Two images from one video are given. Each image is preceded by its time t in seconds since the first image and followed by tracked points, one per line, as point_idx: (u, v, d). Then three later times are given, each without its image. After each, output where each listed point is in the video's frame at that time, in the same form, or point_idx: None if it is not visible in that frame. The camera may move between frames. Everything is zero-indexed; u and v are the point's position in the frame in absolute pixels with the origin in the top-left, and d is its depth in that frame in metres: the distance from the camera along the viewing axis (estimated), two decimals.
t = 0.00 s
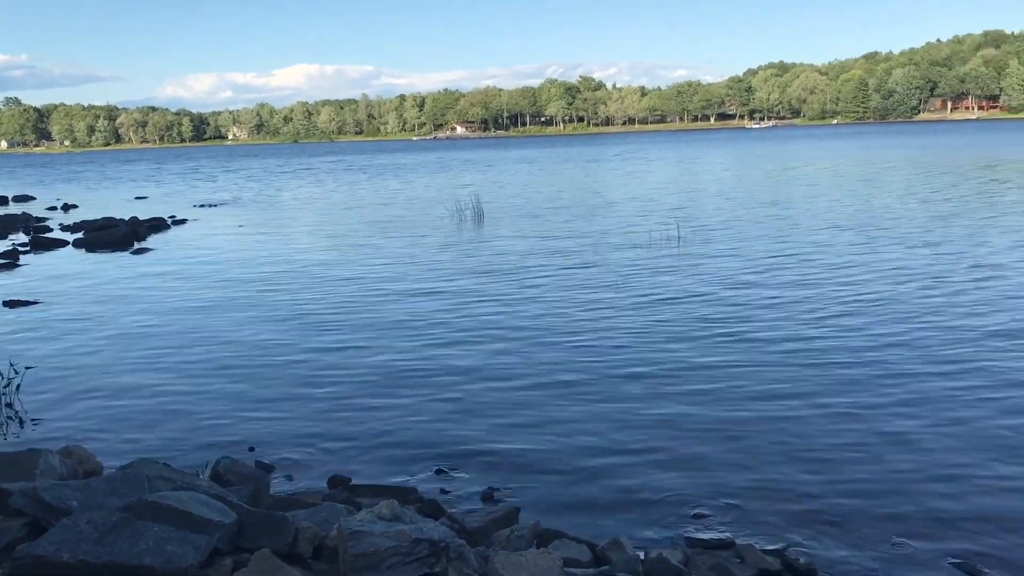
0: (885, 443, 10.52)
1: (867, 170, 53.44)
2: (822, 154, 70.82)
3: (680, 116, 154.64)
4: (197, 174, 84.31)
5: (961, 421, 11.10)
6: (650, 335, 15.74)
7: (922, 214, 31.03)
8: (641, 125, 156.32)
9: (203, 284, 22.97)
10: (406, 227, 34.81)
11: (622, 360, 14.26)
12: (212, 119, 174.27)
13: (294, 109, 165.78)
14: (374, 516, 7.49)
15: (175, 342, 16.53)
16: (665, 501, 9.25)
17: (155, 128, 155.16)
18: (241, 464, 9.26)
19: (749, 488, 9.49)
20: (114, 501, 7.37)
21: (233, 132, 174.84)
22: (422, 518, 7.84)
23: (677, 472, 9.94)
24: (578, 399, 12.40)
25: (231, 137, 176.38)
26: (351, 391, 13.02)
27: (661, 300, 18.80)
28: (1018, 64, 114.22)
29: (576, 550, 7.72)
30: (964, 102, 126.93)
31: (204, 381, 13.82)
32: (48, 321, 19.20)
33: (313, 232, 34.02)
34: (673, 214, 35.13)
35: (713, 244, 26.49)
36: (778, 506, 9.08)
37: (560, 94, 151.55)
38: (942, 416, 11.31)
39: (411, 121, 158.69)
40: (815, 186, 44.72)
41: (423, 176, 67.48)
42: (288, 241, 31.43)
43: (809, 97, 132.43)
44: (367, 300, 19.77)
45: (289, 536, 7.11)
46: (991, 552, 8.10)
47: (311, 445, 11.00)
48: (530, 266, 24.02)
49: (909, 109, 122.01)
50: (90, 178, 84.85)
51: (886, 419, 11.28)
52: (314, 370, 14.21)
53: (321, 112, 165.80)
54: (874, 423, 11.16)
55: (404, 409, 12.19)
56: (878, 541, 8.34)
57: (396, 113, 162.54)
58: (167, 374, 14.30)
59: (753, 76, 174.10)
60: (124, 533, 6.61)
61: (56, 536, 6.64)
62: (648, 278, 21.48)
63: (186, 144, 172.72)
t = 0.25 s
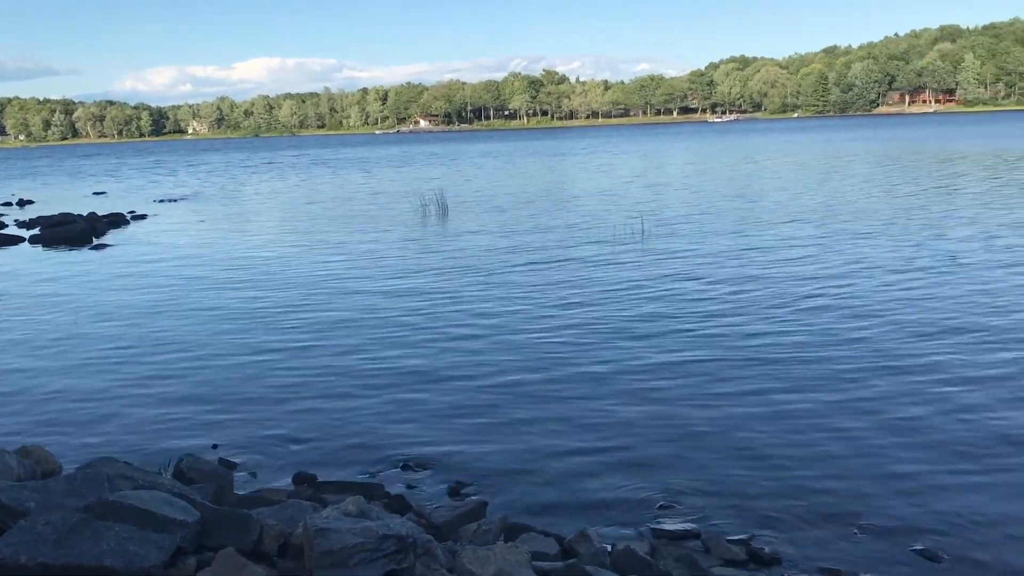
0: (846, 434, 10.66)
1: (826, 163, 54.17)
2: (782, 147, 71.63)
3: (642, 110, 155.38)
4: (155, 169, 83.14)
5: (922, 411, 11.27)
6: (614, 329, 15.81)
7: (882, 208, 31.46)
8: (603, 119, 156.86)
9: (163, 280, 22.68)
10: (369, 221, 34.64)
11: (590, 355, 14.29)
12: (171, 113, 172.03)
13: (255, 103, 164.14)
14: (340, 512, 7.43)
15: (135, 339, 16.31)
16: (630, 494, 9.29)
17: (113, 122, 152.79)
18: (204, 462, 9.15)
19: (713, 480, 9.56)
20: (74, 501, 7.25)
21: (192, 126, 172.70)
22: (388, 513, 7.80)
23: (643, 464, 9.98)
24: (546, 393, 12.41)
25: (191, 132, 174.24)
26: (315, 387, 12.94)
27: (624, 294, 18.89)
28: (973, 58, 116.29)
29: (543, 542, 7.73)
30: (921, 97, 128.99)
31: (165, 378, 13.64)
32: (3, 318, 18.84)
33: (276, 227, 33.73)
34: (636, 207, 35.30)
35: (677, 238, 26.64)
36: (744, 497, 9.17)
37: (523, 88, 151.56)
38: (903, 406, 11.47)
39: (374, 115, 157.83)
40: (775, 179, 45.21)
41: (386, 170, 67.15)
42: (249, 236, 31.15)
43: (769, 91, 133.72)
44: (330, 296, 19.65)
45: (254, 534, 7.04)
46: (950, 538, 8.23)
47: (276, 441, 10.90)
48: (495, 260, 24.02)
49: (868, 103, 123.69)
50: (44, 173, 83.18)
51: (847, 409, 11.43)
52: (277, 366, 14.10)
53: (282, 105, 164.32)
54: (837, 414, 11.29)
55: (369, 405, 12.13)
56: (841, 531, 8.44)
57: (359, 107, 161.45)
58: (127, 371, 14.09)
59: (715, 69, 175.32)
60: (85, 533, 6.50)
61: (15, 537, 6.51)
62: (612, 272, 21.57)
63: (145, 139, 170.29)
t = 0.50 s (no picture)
0: (802, 423, 10.79)
1: (780, 155, 54.86)
2: (738, 140, 72.37)
3: (599, 103, 155.96)
4: (106, 163, 81.70)
5: (877, 400, 11.44)
6: (573, 322, 15.85)
7: (836, 199, 31.97)
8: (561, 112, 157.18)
9: (115, 276, 22.28)
10: (326, 215, 34.36)
11: (550, 348, 14.32)
12: (122, 106, 169.10)
13: (208, 96, 161.94)
14: (300, 510, 7.35)
15: (87, 336, 16.01)
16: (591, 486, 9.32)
17: (62, 115, 149.80)
18: (160, 461, 9.00)
19: (673, 470, 9.62)
20: (27, 503, 7.09)
21: (144, 120, 169.93)
22: (349, 509, 7.73)
23: (604, 456, 10.01)
24: (507, 386, 12.40)
25: (143, 125, 171.45)
26: (272, 383, 12.80)
27: (583, 287, 18.95)
28: (923, 52, 118.47)
29: (505, 535, 7.72)
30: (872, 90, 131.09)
31: (119, 376, 13.41)
32: None
33: (231, 221, 33.34)
34: (594, 201, 35.43)
35: (636, 231, 26.81)
36: (704, 486, 9.23)
37: (480, 81, 151.29)
38: (858, 395, 11.63)
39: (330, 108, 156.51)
40: (731, 172, 45.66)
41: (342, 163, 66.64)
42: (204, 231, 30.73)
43: (724, 84, 134.97)
44: (287, 291, 19.46)
45: (213, 532, 6.94)
46: (905, 524, 8.37)
47: (233, 438, 10.76)
48: (453, 254, 23.95)
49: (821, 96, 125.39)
50: None
51: (803, 398, 11.57)
52: (233, 362, 13.93)
53: (236, 98, 162.32)
54: (793, 404, 11.42)
55: (328, 400, 12.03)
56: (799, 518, 8.54)
57: (315, 100, 160.28)
58: (79, 369, 13.83)
59: (671, 63, 176.74)
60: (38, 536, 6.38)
61: None
62: (571, 266, 21.62)
63: (95, 132, 167.24)
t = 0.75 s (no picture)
0: (771, 416, 10.87)
1: (747, 149, 55.28)
2: (705, 134, 72.81)
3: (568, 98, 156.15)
4: (69, 159, 80.51)
5: (844, 392, 11.55)
6: (543, 316, 15.86)
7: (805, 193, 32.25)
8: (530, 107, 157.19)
9: (79, 274, 21.95)
10: (294, 211, 34.09)
11: (523, 343, 14.31)
12: (84, 101, 166.68)
13: (173, 90, 160.12)
14: (272, 508, 7.28)
15: (51, 335, 15.76)
16: (564, 480, 9.32)
17: (23, 111, 147.38)
18: (127, 460, 8.88)
19: (645, 463, 9.65)
20: None
21: (108, 115, 167.69)
22: (321, 507, 7.68)
23: (576, 450, 10.02)
24: (479, 381, 12.38)
25: (107, 120, 169.15)
26: (241, 380, 12.68)
27: (553, 281, 18.96)
28: (887, 46, 119.83)
29: (478, 531, 7.71)
30: (837, 84, 132.42)
31: (83, 375, 13.21)
32: None
33: (198, 217, 32.99)
34: (564, 195, 35.46)
35: (606, 225, 26.88)
36: (675, 480, 9.28)
37: (449, 75, 150.88)
38: (826, 388, 11.74)
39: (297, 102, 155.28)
40: (698, 166, 45.92)
41: (310, 158, 66.17)
42: (170, 228, 30.37)
43: (692, 79, 135.65)
44: (255, 287, 19.29)
45: (182, 532, 6.86)
46: (874, 515, 8.46)
47: (201, 437, 10.64)
48: (423, 249, 23.86)
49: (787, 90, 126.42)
50: None
51: (772, 391, 11.66)
52: (201, 360, 13.78)
53: (202, 93, 160.62)
54: (763, 397, 11.50)
55: (298, 397, 11.94)
56: (769, 510, 8.60)
57: (282, 94, 159.07)
58: (43, 369, 13.61)
59: (640, 57, 177.40)
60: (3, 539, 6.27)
61: None
62: (541, 260, 21.62)
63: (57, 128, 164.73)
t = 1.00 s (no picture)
0: (752, 410, 10.92)
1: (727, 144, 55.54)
2: (686, 129, 73.09)
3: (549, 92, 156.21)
4: (46, 152, 79.73)
5: (824, 387, 11.62)
6: (526, 311, 15.86)
7: (785, 189, 32.42)
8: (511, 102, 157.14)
9: (57, 268, 21.75)
10: (275, 205, 33.93)
11: (505, 338, 14.29)
12: (61, 95, 165.15)
13: (152, 84, 158.93)
14: (254, 504, 7.25)
15: (28, 330, 15.61)
16: (546, 474, 9.33)
17: None
18: (107, 456, 8.81)
19: (627, 457, 9.67)
20: None
21: (86, 109, 166.28)
22: (304, 502, 7.65)
23: (558, 445, 10.03)
24: (461, 376, 12.37)
25: (84, 114, 167.69)
26: (222, 375, 12.60)
27: (535, 277, 18.96)
28: (865, 41, 120.67)
29: (462, 526, 7.70)
30: (816, 79, 133.23)
31: (62, 370, 13.09)
32: None
33: (177, 212, 32.79)
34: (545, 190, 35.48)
35: (588, 221, 26.92)
36: (658, 473, 9.30)
37: (430, 69, 150.60)
38: (806, 382, 11.80)
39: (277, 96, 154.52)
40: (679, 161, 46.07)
41: (290, 152, 65.88)
42: (149, 222, 30.14)
43: (673, 74, 136.07)
44: (235, 282, 19.18)
45: (165, 529, 6.82)
46: (854, 508, 8.52)
47: (182, 433, 10.57)
48: (405, 244, 23.82)
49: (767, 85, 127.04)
50: None
51: (753, 385, 11.71)
52: (181, 355, 13.69)
53: (181, 87, 159.50)
54: (744, 391, 11.56)
55: (279, 392, 11.88)
56: (751, 504, 8.65)
57: (262, 88, 158.32)
58: (20, 364, 13.47)
59: (620, 52, 177.70)
60: None
61: None
62: (523, 256, 21.62)
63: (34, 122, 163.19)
